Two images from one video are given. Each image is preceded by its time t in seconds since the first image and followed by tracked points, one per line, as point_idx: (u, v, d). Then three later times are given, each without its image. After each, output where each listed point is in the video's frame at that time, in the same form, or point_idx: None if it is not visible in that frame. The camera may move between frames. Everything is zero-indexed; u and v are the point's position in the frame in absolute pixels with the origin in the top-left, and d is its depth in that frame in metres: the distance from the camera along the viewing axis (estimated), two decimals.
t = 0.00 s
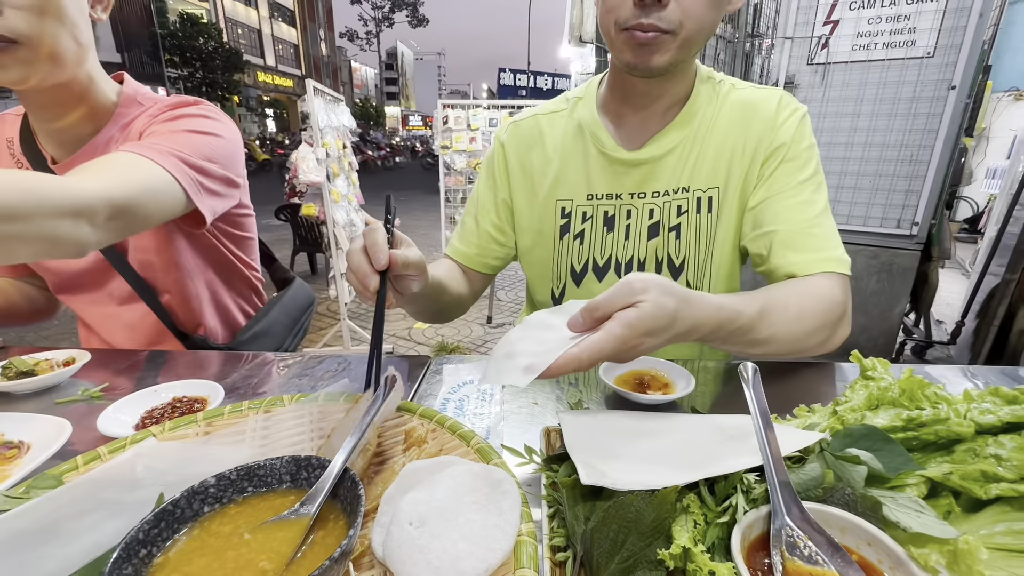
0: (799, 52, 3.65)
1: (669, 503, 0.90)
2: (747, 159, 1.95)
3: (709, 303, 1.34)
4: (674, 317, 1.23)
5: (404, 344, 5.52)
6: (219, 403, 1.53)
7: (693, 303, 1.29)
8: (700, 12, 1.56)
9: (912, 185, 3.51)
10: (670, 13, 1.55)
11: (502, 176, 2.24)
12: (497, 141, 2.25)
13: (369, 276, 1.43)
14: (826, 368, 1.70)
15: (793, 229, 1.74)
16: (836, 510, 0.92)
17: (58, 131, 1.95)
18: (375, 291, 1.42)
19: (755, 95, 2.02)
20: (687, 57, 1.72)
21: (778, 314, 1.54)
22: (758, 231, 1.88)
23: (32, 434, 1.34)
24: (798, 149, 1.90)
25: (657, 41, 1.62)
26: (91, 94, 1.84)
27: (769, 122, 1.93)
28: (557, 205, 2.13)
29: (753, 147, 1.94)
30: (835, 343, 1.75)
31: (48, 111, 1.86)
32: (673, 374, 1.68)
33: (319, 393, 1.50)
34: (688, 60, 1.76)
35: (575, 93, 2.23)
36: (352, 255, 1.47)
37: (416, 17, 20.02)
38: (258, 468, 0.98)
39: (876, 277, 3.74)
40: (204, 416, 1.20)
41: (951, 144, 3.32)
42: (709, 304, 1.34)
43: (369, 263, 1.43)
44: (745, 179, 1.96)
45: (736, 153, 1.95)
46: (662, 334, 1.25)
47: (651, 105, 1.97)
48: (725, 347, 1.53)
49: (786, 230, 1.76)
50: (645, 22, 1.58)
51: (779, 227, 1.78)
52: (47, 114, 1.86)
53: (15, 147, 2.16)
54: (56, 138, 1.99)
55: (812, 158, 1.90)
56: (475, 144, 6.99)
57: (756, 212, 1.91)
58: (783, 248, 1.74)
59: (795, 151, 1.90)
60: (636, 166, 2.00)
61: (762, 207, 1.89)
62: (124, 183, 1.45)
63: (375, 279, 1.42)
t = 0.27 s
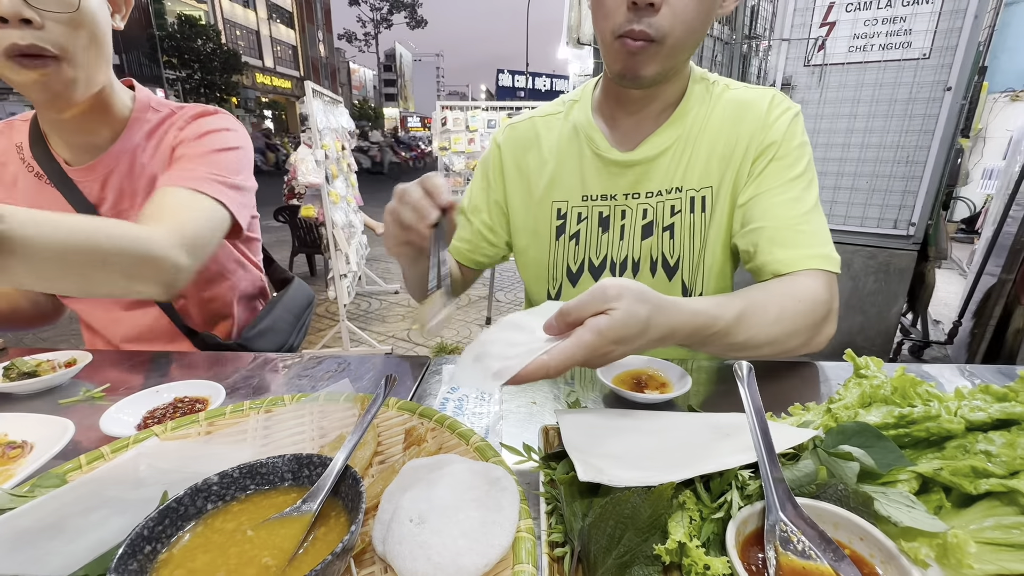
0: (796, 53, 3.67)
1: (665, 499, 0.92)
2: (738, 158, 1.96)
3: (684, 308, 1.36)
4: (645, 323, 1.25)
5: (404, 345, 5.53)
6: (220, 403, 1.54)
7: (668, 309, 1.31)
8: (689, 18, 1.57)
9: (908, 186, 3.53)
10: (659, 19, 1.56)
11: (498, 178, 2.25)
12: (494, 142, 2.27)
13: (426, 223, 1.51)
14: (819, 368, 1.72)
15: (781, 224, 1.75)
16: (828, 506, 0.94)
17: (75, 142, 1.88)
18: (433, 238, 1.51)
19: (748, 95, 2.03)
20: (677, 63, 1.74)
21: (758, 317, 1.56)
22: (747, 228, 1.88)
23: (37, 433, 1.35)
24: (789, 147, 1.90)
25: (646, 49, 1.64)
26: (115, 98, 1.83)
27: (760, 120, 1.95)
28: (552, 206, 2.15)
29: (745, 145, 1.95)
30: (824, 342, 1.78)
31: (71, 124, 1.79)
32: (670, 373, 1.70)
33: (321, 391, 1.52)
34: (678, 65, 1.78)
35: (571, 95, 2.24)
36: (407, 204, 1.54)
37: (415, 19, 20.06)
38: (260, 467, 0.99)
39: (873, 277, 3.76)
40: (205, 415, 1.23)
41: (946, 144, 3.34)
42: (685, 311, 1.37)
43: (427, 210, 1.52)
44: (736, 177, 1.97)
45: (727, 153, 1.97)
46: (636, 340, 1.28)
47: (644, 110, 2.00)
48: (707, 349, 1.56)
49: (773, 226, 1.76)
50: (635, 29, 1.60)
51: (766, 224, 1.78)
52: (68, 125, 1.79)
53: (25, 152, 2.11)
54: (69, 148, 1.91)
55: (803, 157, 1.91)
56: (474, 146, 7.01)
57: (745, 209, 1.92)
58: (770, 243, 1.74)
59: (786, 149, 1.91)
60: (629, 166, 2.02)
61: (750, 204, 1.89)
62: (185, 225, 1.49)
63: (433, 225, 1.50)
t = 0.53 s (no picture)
0: (794, 54, 3.68)
1: (663, 499, 0.92)
2: (735, 160, 1.97)
3: (692, 306, 1.44)
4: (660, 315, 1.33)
5: (403, 346, 5.53)
6: (221, 404, 1.55)
7: (679, 304, 1.39)
8: (685, 15, 1.58)
9: (906, 186, 3.54)
10: (655, 18, 1.57)
11: (494, 174, 2.28)
12: (492, 140, 2.28)
13: (473, 229, 1.51)
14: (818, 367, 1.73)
15: (779, 229, 1.76)
16: (826, 506, 0.94)
17: (80, 142, 2.01)
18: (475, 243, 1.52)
19: (746, 97, 2.04)
20: (676, 60, 1.75)
21: (759, 317, 1.60)
22: (744, 231, 1.89)
23: (38, 434, 1.36)
24: (786, 151, 1.91)
25: (643, 48, 1.65)
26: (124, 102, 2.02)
27: (758, 123, 1.95)
28: (549, 205, 2.15)
29: (742, 148, 1.95)
30: (820, 343, 1.80)
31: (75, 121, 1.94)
32: (669, 373, 1.71)
33: (321, 392, 1.52)
34: (676, 63, 1.78)
35: (569, 95, 2.25)
36: (462, 202, 1.55)
37: (414, 19, 20.07)
38: (261, 468, 1.00)
39: (872, 277, 3.78)
40: (205, 416, 1.23)
41: (945, 145, 3.35)
42: (693, 307, 1.44)
43: (478, 217, 1.52)
44: (734, 180, 1.98)
45: (723, 154, 1.98)
46: (646, 330, 1.35)
47: (642, 111, 2.01)
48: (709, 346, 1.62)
49: (772, 231, 1.77)
50: (631, 29, 1.61)
51: (765, 228, 1.79)
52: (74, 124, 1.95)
53: (31, 154, 2.11)
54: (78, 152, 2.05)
55: (800, 161, 1.92)
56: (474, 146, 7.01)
57: (742, 213, 1.92)
58: (769, 249, 1.75)
59: (783, 152, 1.91)
60: (626, 167, 2.03)
61: (749, 208, 1.89)
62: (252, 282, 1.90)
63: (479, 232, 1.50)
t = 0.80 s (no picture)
0: (796, 54, 3.68)
1: (665, 499, 0.92)
2: (739, 160, 1.96)
3: (707, 303, 1.43)
4: (675, 309, 1.33)
5: (405, 345, 5.53)
6: (222, 404, 1.55)
7: (695, 300, 1.39)
8: (687, 11, 1.58)
9: (909, 186, 3.53)
10: (657, 15, 1.57)
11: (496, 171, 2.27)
12: (494, 137, 2.27)
13: (495, 214, 1.57)
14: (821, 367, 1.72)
15: (786, 230, 1.76)
16: (828, 506, 0.94)
17: (102, 143, 2.15)
18: (493, 231, 1.57)
19: (751, 97, 2.03)
20: (680, 56, 1.74)
21: (771, 316, 1.60)
22: (750, 232, 1.89)
23: (41, 433, 1.36)
24: (791, 151, 1.91)
25: (646, 45, 1.64)
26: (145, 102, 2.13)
27: (762, 124, 1.95)
28: (550, 202, 2.15)
29: (747, 148, 1.96)
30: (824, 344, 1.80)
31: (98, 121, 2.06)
32: (670, 373, 1.71)
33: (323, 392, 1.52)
34: (680, 59, 1.78)
35: (572, 93, 2.25)
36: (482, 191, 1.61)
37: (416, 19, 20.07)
38: (262, 467, 1.00)
39: (874, 277, 3.77)
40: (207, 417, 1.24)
41: (948, 144, 3.34)
42: (709, 303, 1.44)
43: (499, 205, 1.59)
44: (738, 181, 1.98)
45: (727, 154, 1.98)
46: (664, 323, 1.36)
47: (645, 109, 2.00)
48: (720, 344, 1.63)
49: (779, 232, 1.78)
50: (634, 27, 1.60)
51: (772, 230, 1.80)
52: (98, 125, 2.08)
53: (52, 153, 2.24)
54: (99, 151, 2.18)
55: (806, 161, 1.91)
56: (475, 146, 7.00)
57: (748, 214, 1.92)
58: (776, 250, 1.77)
59: (788, 153, 1.91)
60: (629, 165, 2.03)
61: (755, 209, 1.89)
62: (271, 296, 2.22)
63: (497, 221, 1.57)
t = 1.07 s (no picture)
0: (796, 53, 3.68)
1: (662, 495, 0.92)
2: (740, 159, 1.97)
3: (716, 284, 1.44)
4: (688, 287, 1.35)
5: (403, 344, 5.52)
6: (220, 400, 1.55)
7: (707, 280, 1.40)
8: (689, 12, 1.57)
9: (908, 185, 3.53)
10: (659, 16, 1.57)
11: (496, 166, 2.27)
12: (494, 132, 2.27)
13: (498, 194, 1.58)
14: (820, 365, 1.72)
15: (788, 231, 1.78)
16: (825, 502, 0.94)
17: (111, 144, 2.15)
18: (500, 209, 1.58)
19: (753, 97, 2.03)
20: (681, 57, 1.74)
21: (777, 309, 1.60)
22: (752, 232, 1.91)
23: (39, 428, 1.36)
24: (793, 151, 1.91)
25: (648, 46, 1.65)
26: (157, 108, 2.11)
27: (763, 123, 1.96)
28: (550, 199, 2.15)
29: (748, 148, 1.96)
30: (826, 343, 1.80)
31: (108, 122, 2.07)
32: (669, 370, 1.71)
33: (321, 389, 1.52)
34: (682, 62, 1.78)
35: (573, 90, 2.25)
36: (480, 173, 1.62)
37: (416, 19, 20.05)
38: (260, 463, 1.00)
39: (874, 277, 3.77)
40: (206, 412, 1.25)
41: (947, 144, 3.34)
42: (718, 288, 1.45)
43: (500, 183, 1.60)
44: (740, 180, 1.98)
45: (728, 153, 1.98)
46: (680, 304, 1.37)
47: (647, 108, 2.01)
48: (725, 334, 1.64)
49: (781, 233, 1.79)
50: (635, 27, 1.61)
51: (774, 230, 1.81)
52: (107, 126, 2.08)
53: (63, 150, 2.23)
54: (110, 151, 2.19)
55: (807, 161, 1.92)
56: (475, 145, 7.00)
57: (750, 214, 1.93)
58: (778, 250, 1.78)
59: (789, 153, 1.91)
60: (629, 162, 2.03)
61: (757, 209, 1.90)
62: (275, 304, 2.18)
63: (502, 198, 1.58)
